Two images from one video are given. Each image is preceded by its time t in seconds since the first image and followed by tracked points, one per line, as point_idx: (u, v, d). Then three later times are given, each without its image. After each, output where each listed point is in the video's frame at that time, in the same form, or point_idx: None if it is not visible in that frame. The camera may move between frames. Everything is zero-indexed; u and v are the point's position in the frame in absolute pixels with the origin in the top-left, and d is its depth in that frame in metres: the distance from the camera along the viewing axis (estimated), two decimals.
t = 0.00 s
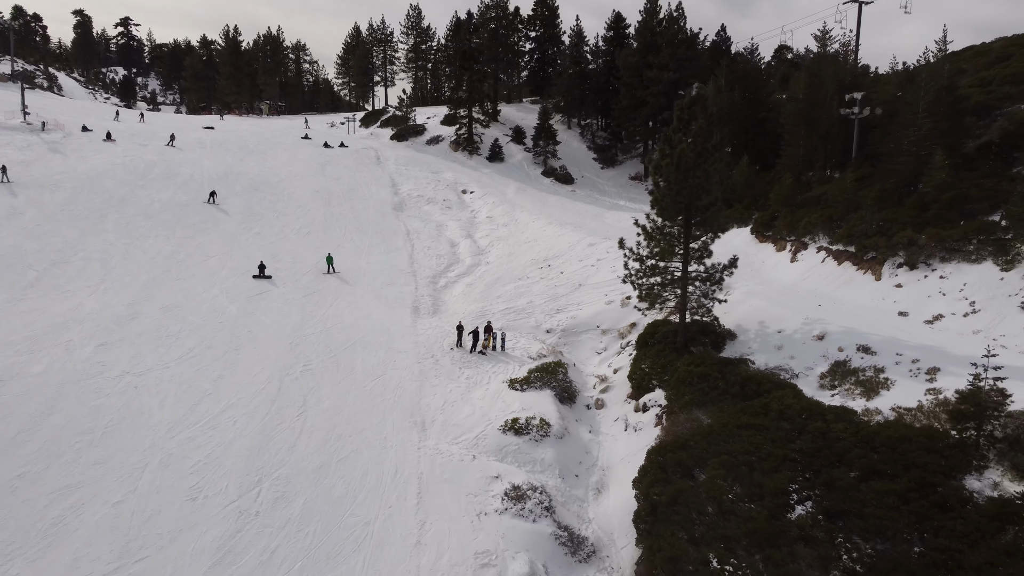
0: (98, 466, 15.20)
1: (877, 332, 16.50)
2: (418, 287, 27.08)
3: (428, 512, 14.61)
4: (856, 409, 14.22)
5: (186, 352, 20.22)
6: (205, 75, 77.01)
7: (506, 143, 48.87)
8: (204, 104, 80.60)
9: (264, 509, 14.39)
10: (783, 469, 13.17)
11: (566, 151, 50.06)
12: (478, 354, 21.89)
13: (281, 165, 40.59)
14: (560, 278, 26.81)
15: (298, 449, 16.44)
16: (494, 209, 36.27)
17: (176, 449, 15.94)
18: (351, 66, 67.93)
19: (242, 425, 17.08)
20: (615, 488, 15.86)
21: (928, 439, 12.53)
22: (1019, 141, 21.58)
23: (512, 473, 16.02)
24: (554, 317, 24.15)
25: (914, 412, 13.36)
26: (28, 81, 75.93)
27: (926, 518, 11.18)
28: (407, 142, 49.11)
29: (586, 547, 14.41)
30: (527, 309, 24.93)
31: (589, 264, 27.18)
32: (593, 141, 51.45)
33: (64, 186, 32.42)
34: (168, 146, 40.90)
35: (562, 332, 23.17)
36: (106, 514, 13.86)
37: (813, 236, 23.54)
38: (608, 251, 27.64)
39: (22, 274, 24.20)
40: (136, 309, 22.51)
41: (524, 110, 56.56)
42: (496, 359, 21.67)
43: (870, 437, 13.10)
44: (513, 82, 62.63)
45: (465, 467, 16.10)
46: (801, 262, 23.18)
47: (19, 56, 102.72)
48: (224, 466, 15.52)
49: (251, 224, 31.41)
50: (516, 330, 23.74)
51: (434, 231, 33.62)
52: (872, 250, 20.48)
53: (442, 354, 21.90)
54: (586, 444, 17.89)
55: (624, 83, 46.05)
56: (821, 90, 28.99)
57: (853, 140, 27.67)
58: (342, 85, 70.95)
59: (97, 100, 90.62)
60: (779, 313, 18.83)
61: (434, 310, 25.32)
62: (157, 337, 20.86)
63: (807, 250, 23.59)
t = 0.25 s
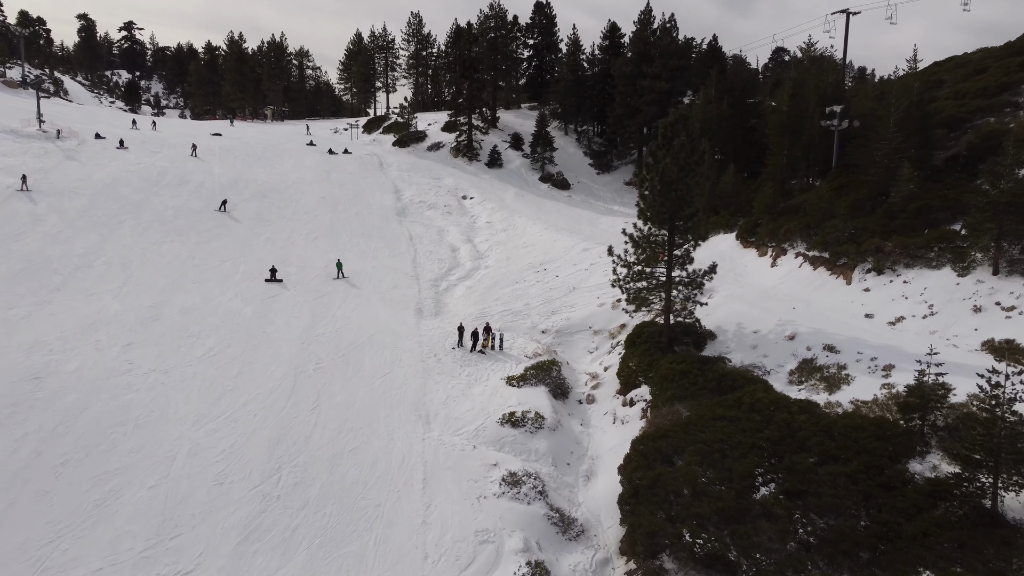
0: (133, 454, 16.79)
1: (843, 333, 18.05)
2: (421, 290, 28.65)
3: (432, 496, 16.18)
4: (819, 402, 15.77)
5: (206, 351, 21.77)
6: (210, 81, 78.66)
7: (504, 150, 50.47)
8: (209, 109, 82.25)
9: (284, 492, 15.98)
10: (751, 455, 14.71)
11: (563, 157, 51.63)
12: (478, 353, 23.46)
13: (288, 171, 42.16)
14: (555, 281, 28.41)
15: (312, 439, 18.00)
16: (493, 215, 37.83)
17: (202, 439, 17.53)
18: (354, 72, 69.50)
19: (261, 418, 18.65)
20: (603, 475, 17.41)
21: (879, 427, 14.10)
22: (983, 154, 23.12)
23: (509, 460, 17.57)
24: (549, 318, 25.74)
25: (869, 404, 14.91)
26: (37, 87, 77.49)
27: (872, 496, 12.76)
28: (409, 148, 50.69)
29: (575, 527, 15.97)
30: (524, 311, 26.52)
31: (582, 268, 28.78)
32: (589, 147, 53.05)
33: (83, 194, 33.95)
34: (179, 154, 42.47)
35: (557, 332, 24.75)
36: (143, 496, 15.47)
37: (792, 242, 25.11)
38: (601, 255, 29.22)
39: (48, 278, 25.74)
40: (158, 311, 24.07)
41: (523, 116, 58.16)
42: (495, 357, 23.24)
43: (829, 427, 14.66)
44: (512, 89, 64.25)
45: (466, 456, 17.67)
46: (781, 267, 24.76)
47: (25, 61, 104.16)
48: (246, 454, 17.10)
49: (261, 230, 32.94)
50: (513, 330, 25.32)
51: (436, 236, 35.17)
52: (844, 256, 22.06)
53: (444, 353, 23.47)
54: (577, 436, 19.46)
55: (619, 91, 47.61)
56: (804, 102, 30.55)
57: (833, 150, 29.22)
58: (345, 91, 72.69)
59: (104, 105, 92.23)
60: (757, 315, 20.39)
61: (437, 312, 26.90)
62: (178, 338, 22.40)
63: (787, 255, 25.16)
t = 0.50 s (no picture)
0: (163, 445, 18.40)
1: (814, 334, 19.64)
2: (423, 293, 30.24)
3: (436, 482, 17.79)
4: (788, 396, 17.36)
5: (224, 351, 23.35)
6: (215, 86, 80.34)
7: (503, 156, 52.09)
8: (213, 113, 83.93)
9: (301, 479, 17.58)
10: (725, 444, 16.28)
11: (560, 163, 53.25)
12: (478, 353, 25.05)
13: (294, 177, 43.76)
14: (551, 285, 30.03)
15: (326, 432, 19.60)
16: (492, 220, 39.42)
17: (225, 431, 19.16)
18: (356, 78, 71.08)
19: (278, 412, 20.25)
20: (593, 464, 19.00)
21: (839, 419, 15.71)
22: (951, 166, 24.70)
23: (506, 451, 19.16)
24: (545, 320, 27.36)
25: (832, 399, 16.49)
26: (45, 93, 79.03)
27: (828, 480, 14.34)
28: (410, 155, 52.31)
29: (567, 510, 17.57)
30: (521, 313, 28.14)
31: (576, 272, 30.39)
32: (585, 153, 54.67)
33: (100, 201, 35.50)
34: (189, 161, 44.05)
35: (552, 333, 26.36)
36: (174, 482, 17.08)
37: (773, 249, 26.72)
38: (594, 260, 30.84)
39: (73, 282, 27.31)
40: (177, 313, 25.66)
41: (521, 122, 59.76)
42: (493, 357, 24.81)
43: (795, 419, 16.24)
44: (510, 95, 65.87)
45: (467, 447, 19.26)
46: (762, 272, 26.36)
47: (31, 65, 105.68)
48: (265, 445, 18.69)
49: (271, 235, 34.51)
50: (511, 331, 26.92)
51: (437, 241, 36.76)
52: (819, 262, 23.66)
53: (446, 352, 25.04)
54: (569, 429, 21.05)
55: (614, 100, 49.22)
56: (787, 115, 32.14)
57: (815, 161, 30.84)
58: (347, 97, 74.34)
59: (109, 109, 93.75)
60: (736, 318, 21.98)
61: (439, 314, 28.49)
62: (198, 338, 24.00)
63: (768, 261, 26.76)
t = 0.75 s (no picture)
0: (189, 437, 20.02)
1: (788, 335, 21.26)
2: (426, 296, 31.87)
3: (440, 471, 19.45)
4: (762, 392, 18.98)
5: (241, 352, 24.96)
6: (220, 92, 82.03)
7: (502, 162, 53.73)
8: (218, 118, 85.61)
9: (316, 469, 19.21)
10: (703, 435, 17.89)
11: (557, 168, 54.88)
12: (478, 352, 26.66)
13: (300, 183, 45.39)
14: (547, 288, 31.66)
15: (338, 426, 21.22)
16: (491, 225, 41.04)
17: (245, 425, 20.77)
18: (358, 85, 72.71)
19: (293, 408, 21.87)
20: (584, 455, 20.61)
21: (806, 412, 17.34)
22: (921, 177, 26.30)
23: (504, 443, 20.78)
24: (541, 321, 28.98)
25: (801, 394, 18.09)
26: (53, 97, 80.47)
27: (794, 466, 15.95)
28: (412, 161, 53.97)
29: (560, 496, 19.20)
30: (519, 315, 29.77)
31: (572, 276, 32.02)
32: (582, 159, 56.33)
33: (116, 208, 37.12)
34: (199, 168, 45.68)
35: (548, 334, 27.99)
36: (201, 471, 18.69)
37: (756, 254, 28.36)
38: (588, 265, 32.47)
39: (95, 287, 28.91)
40: (195, 316, 27.29)
41: (520, 128, 61.38)
42: (493, 356, 26.42)
43: (767, 412, 17.87)
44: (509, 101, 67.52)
45: (468, 440, 20.89)
46: (746, 276, 28.01)
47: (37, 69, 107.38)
48: (283, 438, 20.31)
49: (280, 241, 36.11)
50: (509, 332, 28.54)
51: (439, 246, 38.37)
52: (798, 268, 25.28)
53: (448, 352, 26.65)
54: (563, 423, 22.67)
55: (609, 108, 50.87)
56: (773, 126, 33.74)
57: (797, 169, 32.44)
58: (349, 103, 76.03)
59: (114, 113, 95.30)
60: (719, 320, 23.61)
61: (441, 316, 30.12)
62: (216, 339, 25.62)
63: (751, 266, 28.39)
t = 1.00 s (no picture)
0: (212, 430, 21.73)
1: (766, 335, 22.95)
2: (429, 298, 33.58)
3: (443, 460, 21.16)
4: (739, 387, 20.69)
5: (256, 351, 26.68)
6: (225, 97, 83.78)
7: (501, 167, 55.44)
8: (223, 123, 87.34)
9: (330, 459, 20.90)
10: (684, 427, 19.58)
11: (555, 174, 56.59)
12: (479, 352, 28.34)
13: (306, 190, 47.09)
14: (544, 291, 33.37)
15: (349, 420, 22.92)
16: (491, 230, 42.73)
17: (263, 419, 22.48)
18: (360, 91, 74.46)
19: (307, 403, 23.58)
20: (577, 446, 22.30)
21: (777, 405, 19.04)
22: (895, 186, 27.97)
23: (503, 435, 22.48)
24: (538, 323, 30.69)
25: (774, 389, 19.78)
26: (61, 103, 82.17)
27: (765, 454, 17.63)
28: (414, 167, 55.69)
29: (554, 484, 20.89)
30: (517, 316, 31.47)
31: (567, 280, 33.72)
32: (579, 164, 58.08)
33: (132, 214, 38.83)
34: (209, 174, 47.39)
35: (544, 335, 29.69)
36: (224, 460, 20.39)
37: (740, 259, 30.06)
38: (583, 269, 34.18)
39: (116, 290, 30.62)
40: (212, 317, 28.98)
41: (518, 134, 63.11)
42: (492, 355, 28.10)
43: (742, 405, 19.57)
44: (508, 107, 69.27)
45: (470, 432, 22.59)
46: (731, 279, 29.72)
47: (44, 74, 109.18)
48: (298, 431, 22.01)
49: (288, 246, 37.81)
50: (508, 332, 30.23)
51: (441, 250, 40.07)
52: (778, 272, 26.97)
53: (451, 352, 28.33)
54: (558, 417, 24.37)
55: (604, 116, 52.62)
56: (759, 135, 35.41)
57: (781, 177, 34.14)
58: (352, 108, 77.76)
59: (120, 118, 97.01)
60: (703, 321, 25.32)
61: (443, 317, 31.81)
62: (232, 340, 27.34)
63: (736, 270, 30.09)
